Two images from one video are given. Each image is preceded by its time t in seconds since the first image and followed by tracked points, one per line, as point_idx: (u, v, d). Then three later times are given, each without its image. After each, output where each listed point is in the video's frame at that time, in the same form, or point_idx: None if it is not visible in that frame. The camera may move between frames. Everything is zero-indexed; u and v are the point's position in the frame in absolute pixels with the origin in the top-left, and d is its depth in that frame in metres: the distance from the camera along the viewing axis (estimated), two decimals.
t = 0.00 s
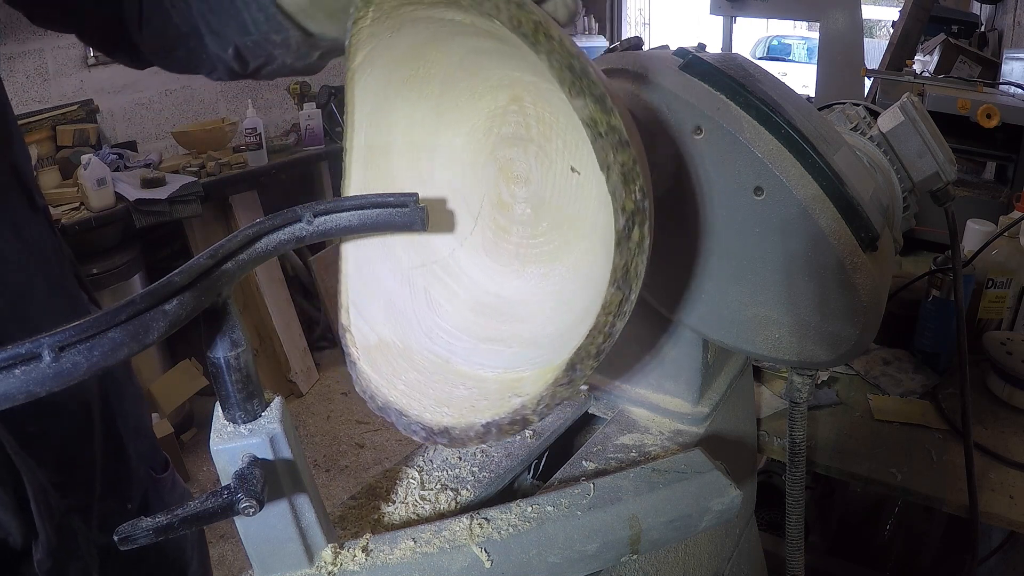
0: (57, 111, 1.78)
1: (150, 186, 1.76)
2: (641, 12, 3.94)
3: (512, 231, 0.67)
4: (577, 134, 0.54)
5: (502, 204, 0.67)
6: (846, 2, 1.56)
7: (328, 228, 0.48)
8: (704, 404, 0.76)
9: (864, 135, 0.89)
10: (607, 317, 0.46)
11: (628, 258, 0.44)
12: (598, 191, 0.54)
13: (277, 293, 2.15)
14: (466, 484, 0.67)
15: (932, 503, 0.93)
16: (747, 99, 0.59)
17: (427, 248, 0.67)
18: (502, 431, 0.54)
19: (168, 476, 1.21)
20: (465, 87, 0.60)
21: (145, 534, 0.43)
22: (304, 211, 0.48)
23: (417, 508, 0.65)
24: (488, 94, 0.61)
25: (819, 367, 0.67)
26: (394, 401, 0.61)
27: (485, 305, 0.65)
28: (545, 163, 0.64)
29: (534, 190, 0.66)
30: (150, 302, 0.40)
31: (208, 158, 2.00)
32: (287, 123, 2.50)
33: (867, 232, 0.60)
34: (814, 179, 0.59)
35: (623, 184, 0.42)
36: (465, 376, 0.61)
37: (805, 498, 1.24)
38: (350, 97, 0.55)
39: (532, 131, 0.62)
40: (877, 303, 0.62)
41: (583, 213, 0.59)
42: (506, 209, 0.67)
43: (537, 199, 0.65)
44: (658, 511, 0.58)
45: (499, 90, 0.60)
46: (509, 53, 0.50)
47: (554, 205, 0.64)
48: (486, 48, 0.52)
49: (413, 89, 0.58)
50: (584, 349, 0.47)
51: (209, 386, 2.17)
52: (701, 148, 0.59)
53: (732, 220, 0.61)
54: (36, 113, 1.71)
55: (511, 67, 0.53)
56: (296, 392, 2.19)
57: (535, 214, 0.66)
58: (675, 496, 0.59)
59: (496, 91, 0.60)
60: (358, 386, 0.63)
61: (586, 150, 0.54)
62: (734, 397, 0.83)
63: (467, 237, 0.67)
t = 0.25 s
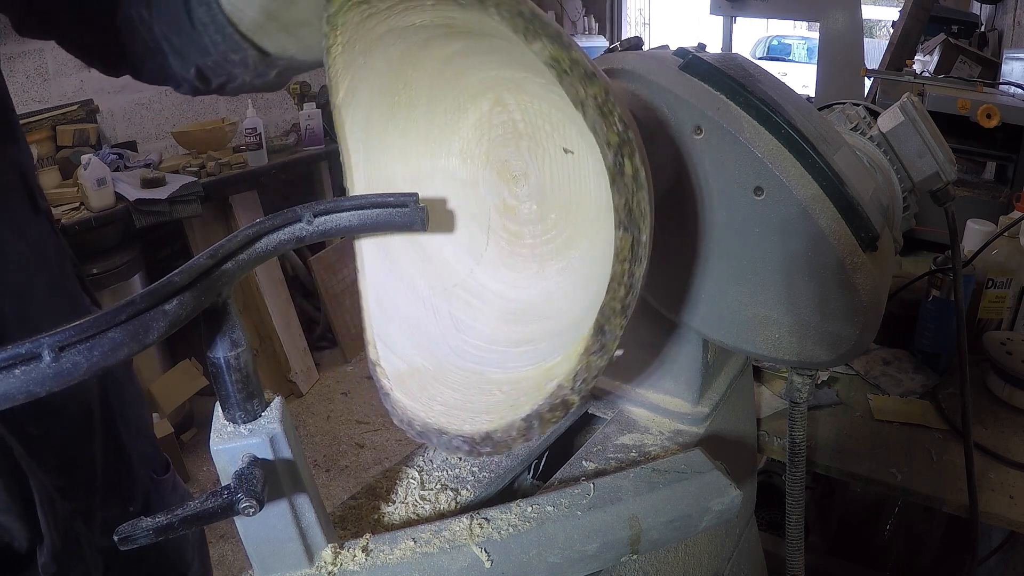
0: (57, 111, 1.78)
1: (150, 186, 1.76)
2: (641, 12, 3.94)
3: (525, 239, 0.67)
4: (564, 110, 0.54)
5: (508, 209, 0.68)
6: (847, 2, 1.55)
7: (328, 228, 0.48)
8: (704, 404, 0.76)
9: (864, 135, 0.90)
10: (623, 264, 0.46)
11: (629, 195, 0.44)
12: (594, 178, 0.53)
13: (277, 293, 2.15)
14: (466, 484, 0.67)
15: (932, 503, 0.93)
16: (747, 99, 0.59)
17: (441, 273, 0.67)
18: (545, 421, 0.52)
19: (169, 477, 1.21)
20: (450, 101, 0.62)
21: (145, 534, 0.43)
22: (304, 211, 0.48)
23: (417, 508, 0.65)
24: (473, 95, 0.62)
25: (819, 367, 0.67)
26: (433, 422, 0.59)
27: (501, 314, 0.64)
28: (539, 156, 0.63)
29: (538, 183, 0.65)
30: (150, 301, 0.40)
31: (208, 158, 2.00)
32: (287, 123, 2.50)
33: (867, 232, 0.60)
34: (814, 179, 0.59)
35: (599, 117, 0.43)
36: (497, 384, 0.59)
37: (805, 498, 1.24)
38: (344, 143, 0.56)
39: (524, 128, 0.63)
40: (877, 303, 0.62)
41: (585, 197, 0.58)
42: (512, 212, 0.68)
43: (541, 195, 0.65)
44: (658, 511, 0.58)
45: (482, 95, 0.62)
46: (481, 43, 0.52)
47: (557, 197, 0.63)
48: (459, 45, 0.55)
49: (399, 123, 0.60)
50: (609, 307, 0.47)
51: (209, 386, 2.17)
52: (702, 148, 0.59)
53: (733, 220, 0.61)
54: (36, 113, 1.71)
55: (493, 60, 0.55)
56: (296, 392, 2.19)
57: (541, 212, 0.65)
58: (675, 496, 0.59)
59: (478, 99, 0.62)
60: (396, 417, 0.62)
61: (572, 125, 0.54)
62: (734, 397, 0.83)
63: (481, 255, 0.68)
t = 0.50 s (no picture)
0: (57, 111, 1.78)
1: (150, 186, 1.76)
2: (641, 12, 3.95)
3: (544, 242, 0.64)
4: (544, 93, 0.57)
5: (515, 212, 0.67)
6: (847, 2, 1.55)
7: (328, 228, 0.48)
8: (704, 404, 0.76)
9: (864, 135, 0.90)
10: (626, 197, 0.42)
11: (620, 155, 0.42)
12: (586, 166, 0.54)
13: (277, 293, 2.16)
14: (466, 484, 0.67)
15: (931, 503, 0.93)
16: (747, 99, 0.59)
17: (465, 297, 0.66)
18: (586, 390, 0.46)
19: (170, 478, 1.21)
20: (438, 119, 0.65)
21: (145, 534, 0.43)
22: (304, 211, 0.48)
23: (417, 508, 0.65)
24: (455, 107, 0.65)
25: (819, 367, 0.67)
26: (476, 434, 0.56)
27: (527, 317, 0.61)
28: (529, 148, 0.64)
29: (536, 173, 0.65)
30: (150, 301, 0.40)
31: (208, 158, 2.00)
32: (287, 123, 2.50)
33: (868, 232, 0.60)
34: (814, 179, 0.59)
35: (560, 55, 0.39)
36: (530, 379, 0.55)
37: (805, 498, 1.24)
38: (348, 186, 0.59)
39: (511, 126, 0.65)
40: (877, 304, 0.62)
41: (578, 190, 0.59)
42: (520, 215, 0.67)
43: (543, 189, 0.64)
44: (658, 511, 0.58)
45: (464, 105, 0.65)
46: (451, 41, 0.55)
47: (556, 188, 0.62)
48: (432, 55, 0.58)
49: (396, 155, 0.63)
50: (622, 249, 0.43)
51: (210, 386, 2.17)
52: (701, 148, 0.59)
53: (733, 220, 0.61)
54: (36, 113, 1.70)
55: (468, 58, 0.58)
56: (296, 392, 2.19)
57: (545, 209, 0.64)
58: (675, 496, 0.59)
59: (463, 113, 0.66)
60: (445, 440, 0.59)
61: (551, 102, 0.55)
62: (734, 397, 0.83)
63: (501, 269, 0.66)
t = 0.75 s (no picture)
0: (57, 111, 1.79)
1: (150, 186, 1.75)
2: (641, 12, 3.95)
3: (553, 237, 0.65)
4: (527, 87, 0.59)
5: (523, 213, 0.68)
6: (846, 2, 1.55)
7: (328, 228, 0.48)
8: (704, 404, 0.76)
9: (864, 135, 0.90)
10: (614, 141, 0.41)
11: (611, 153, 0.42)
12: (589, 159, 0.55)
13: (277, 293, 2.16)
14: (466, 484, 0.67)
15: (932, 503, 0.93)
16: (747, 99, 0.59)
17: (485, 308, 0.65)
18: (611, 348, 0.45)
19: (171, 480, 1.21)
20: (431, 134, 0.66)
21: (145, 535, 0.43)
22: (304, 211, 0.48)
23: (417, 508, 0.65)
24: (443, 122, 0.67)
25: (818, 367, 0.67)
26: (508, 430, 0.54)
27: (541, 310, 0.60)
28: (522, 146, 0.66)
29: (537, 167, 0.66)
30: (150, 301, 0.40)
31: (208, 158, 2.00)
32: (287, 123, 2.50)
33: (867, 232, 0.60)
34: (814, 179, 0.59)
35: (519, 20, 0.39)
36: (552, 368, 0.53)
37: (805, 498, 1.24)
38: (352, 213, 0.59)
39: (501, 131, 0.68)
40: (877, 304, 0.62)
41: (584, 185, 0.60)
42: (526, 215, 0.68)
43: (546, 185, 0.65)
44: (658, 511, 0.58)
45: (454, 120, 0.67)
46: (428, 49, 0.56)
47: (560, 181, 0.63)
48: (413, 72, 0.60)
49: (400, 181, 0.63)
50: (620, 194, 0.42)
51: (209, 386, 2.17)
52: (701, 148, 0.59)
53: (733, 220, 0.61)
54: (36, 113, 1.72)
55: (453, 63, 0.59)
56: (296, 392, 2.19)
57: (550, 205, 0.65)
58: (675, 496, 0.59)
59: (455, 127, 0.67)
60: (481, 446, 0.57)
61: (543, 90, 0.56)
62: (734, 397, 0.83)
63: (517, 275, 0.66)
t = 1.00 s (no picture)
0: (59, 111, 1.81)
1: (150, 186, 1.75)
2: (640, 12, 3.95)
3: (561, 231, 0.65)
4: (517, 82, 0.60)
5: (528, 212, 0.68)
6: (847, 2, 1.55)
7: (328, 228, 0.49)
8: (704, 404, 0.76)
9: (864, 135, 0.90)
10: (592, 97, 0.41)
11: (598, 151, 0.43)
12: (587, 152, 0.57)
13: (277, 293, 2.16)
14: (466, 484, 0.67)
15: (932, 503, 0.93)
16: (747, 99, 0.59)
17: (503, 314, 0.65)
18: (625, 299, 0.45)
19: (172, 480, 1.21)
20: (424, 153, 0.67)
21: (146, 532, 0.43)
22: (304, 211, 0.48)
23: (417, 508, 0.65)
24: (439, 135, 0.67)
25: (818, 367, 0.67)
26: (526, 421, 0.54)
27: (552, 305, 0.60)
28: (516, 146, 0.66)
29: (536, 164, 0.66)
30: (150, 301, 0.40)
31: (207, 158, 2.00)
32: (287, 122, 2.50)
33: (867, 232, 0.60)
34: (814, 179, 0.59)
35: (487, 3, 0.40)
36: (567, 356, 0.53)
37: (805, 498, 1.24)
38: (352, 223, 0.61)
39: (496, 135, 0.67)
40: (877, 304, 0.62)
41: (585, 178, 0.61)
42: (529, 212, 0.68)
43: (547, 184, 0.66)
44: (658, 511, 0.58)
45: (449, 133, 0.67)
46: (410, 65, 0.59)
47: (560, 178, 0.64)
48: (401, 89, 0.62)
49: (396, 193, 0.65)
50: (607, 146, 0.42)
51: (210, 386, 2.17)
52: (701, 148, 0.59)
53: (734, 220, 0.61)
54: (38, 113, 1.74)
55: (436, 75, 0.61)
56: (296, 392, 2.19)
57: (551, 202, 0.66)
58: (675, 496, 0.59)
59: (450, 142, 0.68)
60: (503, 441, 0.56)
61: (527, 83, 0.58)
62: (734, 397, 0.83)
63: (532, 276, 0.66)
